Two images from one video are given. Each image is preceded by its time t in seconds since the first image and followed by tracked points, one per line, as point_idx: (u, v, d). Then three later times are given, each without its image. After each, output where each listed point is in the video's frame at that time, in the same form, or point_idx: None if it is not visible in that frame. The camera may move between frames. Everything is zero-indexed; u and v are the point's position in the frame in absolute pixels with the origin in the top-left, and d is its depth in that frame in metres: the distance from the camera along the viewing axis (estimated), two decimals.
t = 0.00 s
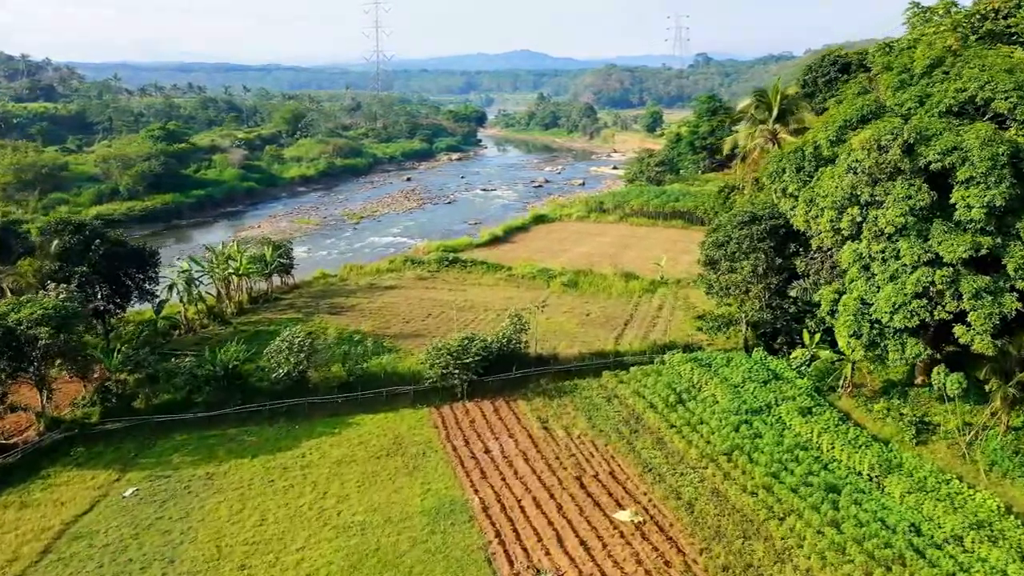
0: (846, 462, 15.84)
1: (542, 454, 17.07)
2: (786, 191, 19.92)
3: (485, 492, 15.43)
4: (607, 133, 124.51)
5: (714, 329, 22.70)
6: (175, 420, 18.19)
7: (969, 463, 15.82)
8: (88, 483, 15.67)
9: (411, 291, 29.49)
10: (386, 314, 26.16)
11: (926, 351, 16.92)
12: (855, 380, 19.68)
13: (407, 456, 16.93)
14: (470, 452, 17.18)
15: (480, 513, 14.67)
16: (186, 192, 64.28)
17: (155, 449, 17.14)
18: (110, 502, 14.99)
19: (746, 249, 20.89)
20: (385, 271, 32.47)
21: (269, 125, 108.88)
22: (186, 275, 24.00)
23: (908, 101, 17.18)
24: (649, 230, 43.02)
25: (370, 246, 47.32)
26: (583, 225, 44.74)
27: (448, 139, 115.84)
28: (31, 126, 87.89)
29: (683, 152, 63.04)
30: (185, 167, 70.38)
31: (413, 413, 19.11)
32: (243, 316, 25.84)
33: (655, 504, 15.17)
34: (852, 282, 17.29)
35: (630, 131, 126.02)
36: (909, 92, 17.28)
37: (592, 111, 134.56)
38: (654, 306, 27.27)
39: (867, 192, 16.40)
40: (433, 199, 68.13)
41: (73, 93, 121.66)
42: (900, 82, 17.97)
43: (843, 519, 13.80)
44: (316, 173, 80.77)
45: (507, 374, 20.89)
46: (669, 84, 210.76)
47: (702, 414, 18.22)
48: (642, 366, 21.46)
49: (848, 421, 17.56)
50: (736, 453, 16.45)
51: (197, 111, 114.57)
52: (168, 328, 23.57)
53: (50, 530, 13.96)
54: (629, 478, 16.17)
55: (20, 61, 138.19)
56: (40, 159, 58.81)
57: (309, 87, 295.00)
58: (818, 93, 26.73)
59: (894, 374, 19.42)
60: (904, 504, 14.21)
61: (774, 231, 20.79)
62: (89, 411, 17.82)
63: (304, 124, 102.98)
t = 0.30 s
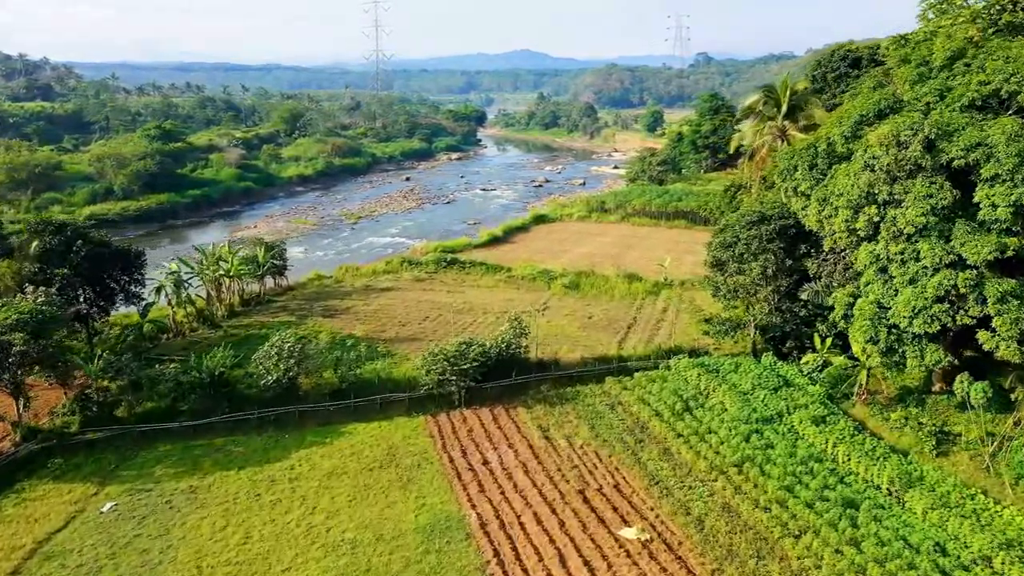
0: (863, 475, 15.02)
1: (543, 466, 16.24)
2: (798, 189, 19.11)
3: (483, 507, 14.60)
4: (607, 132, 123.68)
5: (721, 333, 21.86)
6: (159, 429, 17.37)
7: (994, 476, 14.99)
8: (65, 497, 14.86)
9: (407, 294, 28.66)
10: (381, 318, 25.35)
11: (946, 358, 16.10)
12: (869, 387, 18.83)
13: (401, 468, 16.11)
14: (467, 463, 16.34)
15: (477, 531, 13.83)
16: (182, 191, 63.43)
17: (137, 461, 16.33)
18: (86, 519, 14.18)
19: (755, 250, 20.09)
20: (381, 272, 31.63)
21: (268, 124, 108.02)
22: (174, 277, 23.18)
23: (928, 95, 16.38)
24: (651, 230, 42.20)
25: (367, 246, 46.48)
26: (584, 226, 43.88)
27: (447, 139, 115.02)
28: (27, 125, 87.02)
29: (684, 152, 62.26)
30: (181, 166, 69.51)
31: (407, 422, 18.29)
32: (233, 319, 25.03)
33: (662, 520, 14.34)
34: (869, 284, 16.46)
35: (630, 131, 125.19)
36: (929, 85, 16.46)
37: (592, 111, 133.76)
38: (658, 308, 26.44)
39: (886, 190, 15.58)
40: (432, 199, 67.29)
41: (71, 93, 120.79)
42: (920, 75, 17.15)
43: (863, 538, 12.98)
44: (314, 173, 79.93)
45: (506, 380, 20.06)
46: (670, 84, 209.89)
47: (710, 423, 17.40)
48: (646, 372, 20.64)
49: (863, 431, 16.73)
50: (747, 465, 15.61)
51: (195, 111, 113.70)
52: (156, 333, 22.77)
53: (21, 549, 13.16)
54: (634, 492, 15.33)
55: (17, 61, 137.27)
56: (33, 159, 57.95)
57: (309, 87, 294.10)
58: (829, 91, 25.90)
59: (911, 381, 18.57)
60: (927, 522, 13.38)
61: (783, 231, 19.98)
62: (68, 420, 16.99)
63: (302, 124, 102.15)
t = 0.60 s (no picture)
0: (882, 490, 14.21)
1: (544, 479, 15.42)
2: (811, 188, 18.28)
3: (481, 524, 13.79)
4: (608, 131, 122.73)
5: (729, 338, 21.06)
6: (141, 439, 16.56)
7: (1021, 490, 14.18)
8: (39, 513, 14.06)
9: (404, 296, 27.85)
10: (377, 321, 24.54)
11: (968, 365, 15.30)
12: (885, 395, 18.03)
13: (395, 481, 15.30)
14: (464, 476, 15.53)
15: (474, 550, 13.00)
16: (178, 191, 62.61)
17: (118, 473, 15.54)
18: (60, 536, 13.39)
19: (764, 251, 19.30)
20: (378, 274, 30.82)
21: (266, 123, 107.13)
22: (162, 279, 22.39)
23: (950, 89, 15.55)
24: (654, 230, 41.39)
25: (365, 246, 45.66)
26: (585, 226, 43.02)
27: (447, 138, 114.14)
28: (23, 125, 86.22)
29: (687, 151, 61.44)
30: (177, 166, 68.66)
31: (402, 431, 17.49)
32: (224, 323, 24.24)
33: (671, 538, 13.52)
34: (887, 288, 15.65)
35: (631, 130, 124.28)
36: (952, 77, 15.67)
37: (593, 110, 132.87)
38: (663, 311, 25.63)
39: (906, 189, 14.78)
40: (431, 199, 66.45)
41: (68, 92, 119.96)
42: (941, 67, 16.35)
43: (885, 558, 12.15)
44: (312, 172, 79.09)
45: (506, 387, 19.26)
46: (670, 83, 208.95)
47: (720, 432, 16.59)
48: (651, 378, 19.84)
49: (880, 442, 15.94)
50: (760, 478, 14.80)
51: (193, 110, 112.85)
52: (143, 337, 21.97)
53: None
54: (641, 506, 14.52)
55: (14, 59, 136.34)
56: (26, 158, 57.13)
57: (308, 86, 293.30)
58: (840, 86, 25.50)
59: (929, 388, 17.75)
60: (953, 541, 12.57)
61: (794, 232, 19.18)
62: (46, 430, 16.20)
63: (301, 123, 101.32)
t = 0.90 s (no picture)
0: (904, 506, 13.40)
1: (545, 494, 14.60)
2: (825, 186, 17.46)
3: (479, 543, 12.97)
4: (608, 130, 121.86)
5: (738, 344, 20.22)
6: (121, 451, 15.77)
7: None
8: (10, 532, 13.27)
9: (401, 298, 27.03)
10: (372, 325, 23.72)
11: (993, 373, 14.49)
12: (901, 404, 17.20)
13: (388, 496, 14.49)
14: (461, 490, 14.71)
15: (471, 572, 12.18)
16: (173, 191, 61.76)
17: (96, 487, 14.74)
18: (31, 557, 12.60)
19: (775, 253, 18.47)
20: (374, 275, 29.99)
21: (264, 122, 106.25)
22: (149, 282, 21.57)
23: (974, 81, 14.70)
24: (656, 230, 40.56)
25: (362, 247, 44.82)
26: (587, 226, 42.15)
27: (446, 138, 113.28)
28: (18, 125, 85.35)
29: (689, 150, 60.63)
30: (173, 165, 67.83)
31: (396, 442, 16.68)
32: (214, 326, 23.44)
33: (681, 559, 12.70)
34: (907, 292, 14.83)
35: (631, 129, 123.41)
36: (975, 69, 14.87)
37: (593, 109, 132.02)
38: (668, 314, 24.80)
39: (929, 187, 13.98)
40: (430, 198, 65.62)
41: (65, 91, 119.06)
42: (964, 59, 15.53)
43: None
44: (310, 172, 78.22)
45: (505, 395, 18.43)
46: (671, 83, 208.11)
47: (730, 444, 15.77)
48: (657, 385, 19.01)
49: (899, 454, 15.12)
50: (774, 494, 13.98)
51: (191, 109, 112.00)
52: (129, 342, 21.17)
53: None
54: (648, 524, 13.71)
55: (12, 59, 135.68)
56: (19, 157, 56.28)
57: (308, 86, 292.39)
58: (852, 82, 24.99)
59: (949, 396, 16.92)
60: (982, 562, 11.77)
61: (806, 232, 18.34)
62: (21, 442, 15.40)
63: (299, 122, 100.43)
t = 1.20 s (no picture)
0: (928, 526, 12.59)
1: (547, 512, 13.79)
2: (841, 186, 16.70)
3: (476, 567, 12.17)
4: (608, 130, 121.02)
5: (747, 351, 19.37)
6: (100, 465, 14.96)
7: None
8: None
9: (397, 301, 26.24)
10: (366, 330, 22.91)
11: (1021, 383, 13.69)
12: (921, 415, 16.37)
13: (380, 515, 13.68)
14: (457, 508, 13.89)
15: None
16: (168, 191, 60.92)
17: (71, 504, 13.91)
18: None
19: (786, 256, 17.68)
20: (370, 278, 29.17)
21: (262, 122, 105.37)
22: (135, 286, 20.74)
23: (1001, 75, 14.09)
24: (659, 231, 39.74)
25: (359, 248, 43.96)
26: (588, 227, 41.33)
27: (446, 137, 112.40)
28: (13, 124, 84.51)
29: (691, 150, 59.91)
30: (169, 165, 66.97)
31: (390, 455, 15.86)
32: (203, 331, 22.63)
33: None
34: (929, 298, 14.02)
35: (632, 129, 122.63)
36: (1003, 63, 14.22)
37: (593, 109, 131.20)
38: (673, 319, 23.98)
39: (954, 186, 13.25)
40: (429, 199, 64.77)
41: (62, 90, 118.21)
42: (990, 52, 14.86)
43: None
44: (308, 171, 77.38)
45: (504, 404, 17.63)
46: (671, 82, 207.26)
47: (742, 457, 14.96)
48: (663, 394, 18.20)
49: (920, 469, 14.31)
50: (789, 512, 13.17)
51: (189, 109, 111.16)
52: (114, 348, 20.39)
53: None
54: (655, 545, 12.89)
55: (9, 58, 134.70)
56: (12, 156, 55.44)
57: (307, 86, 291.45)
58: (863, 77, 24.34)
59: (970, 408, 16.11)
60: None
61: (819, 234, 17.53)
62: None
63: (297, 121, 99.56)
